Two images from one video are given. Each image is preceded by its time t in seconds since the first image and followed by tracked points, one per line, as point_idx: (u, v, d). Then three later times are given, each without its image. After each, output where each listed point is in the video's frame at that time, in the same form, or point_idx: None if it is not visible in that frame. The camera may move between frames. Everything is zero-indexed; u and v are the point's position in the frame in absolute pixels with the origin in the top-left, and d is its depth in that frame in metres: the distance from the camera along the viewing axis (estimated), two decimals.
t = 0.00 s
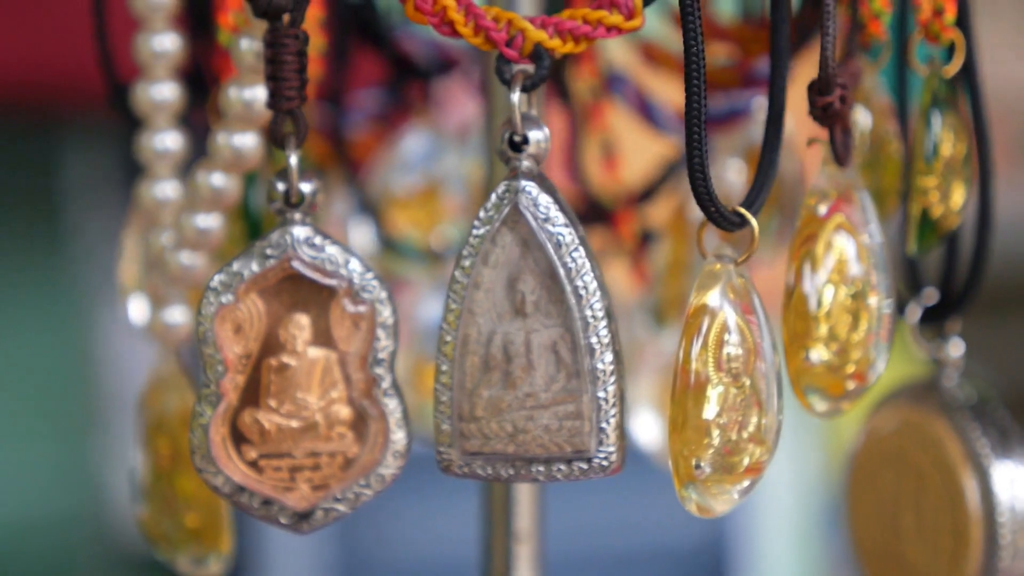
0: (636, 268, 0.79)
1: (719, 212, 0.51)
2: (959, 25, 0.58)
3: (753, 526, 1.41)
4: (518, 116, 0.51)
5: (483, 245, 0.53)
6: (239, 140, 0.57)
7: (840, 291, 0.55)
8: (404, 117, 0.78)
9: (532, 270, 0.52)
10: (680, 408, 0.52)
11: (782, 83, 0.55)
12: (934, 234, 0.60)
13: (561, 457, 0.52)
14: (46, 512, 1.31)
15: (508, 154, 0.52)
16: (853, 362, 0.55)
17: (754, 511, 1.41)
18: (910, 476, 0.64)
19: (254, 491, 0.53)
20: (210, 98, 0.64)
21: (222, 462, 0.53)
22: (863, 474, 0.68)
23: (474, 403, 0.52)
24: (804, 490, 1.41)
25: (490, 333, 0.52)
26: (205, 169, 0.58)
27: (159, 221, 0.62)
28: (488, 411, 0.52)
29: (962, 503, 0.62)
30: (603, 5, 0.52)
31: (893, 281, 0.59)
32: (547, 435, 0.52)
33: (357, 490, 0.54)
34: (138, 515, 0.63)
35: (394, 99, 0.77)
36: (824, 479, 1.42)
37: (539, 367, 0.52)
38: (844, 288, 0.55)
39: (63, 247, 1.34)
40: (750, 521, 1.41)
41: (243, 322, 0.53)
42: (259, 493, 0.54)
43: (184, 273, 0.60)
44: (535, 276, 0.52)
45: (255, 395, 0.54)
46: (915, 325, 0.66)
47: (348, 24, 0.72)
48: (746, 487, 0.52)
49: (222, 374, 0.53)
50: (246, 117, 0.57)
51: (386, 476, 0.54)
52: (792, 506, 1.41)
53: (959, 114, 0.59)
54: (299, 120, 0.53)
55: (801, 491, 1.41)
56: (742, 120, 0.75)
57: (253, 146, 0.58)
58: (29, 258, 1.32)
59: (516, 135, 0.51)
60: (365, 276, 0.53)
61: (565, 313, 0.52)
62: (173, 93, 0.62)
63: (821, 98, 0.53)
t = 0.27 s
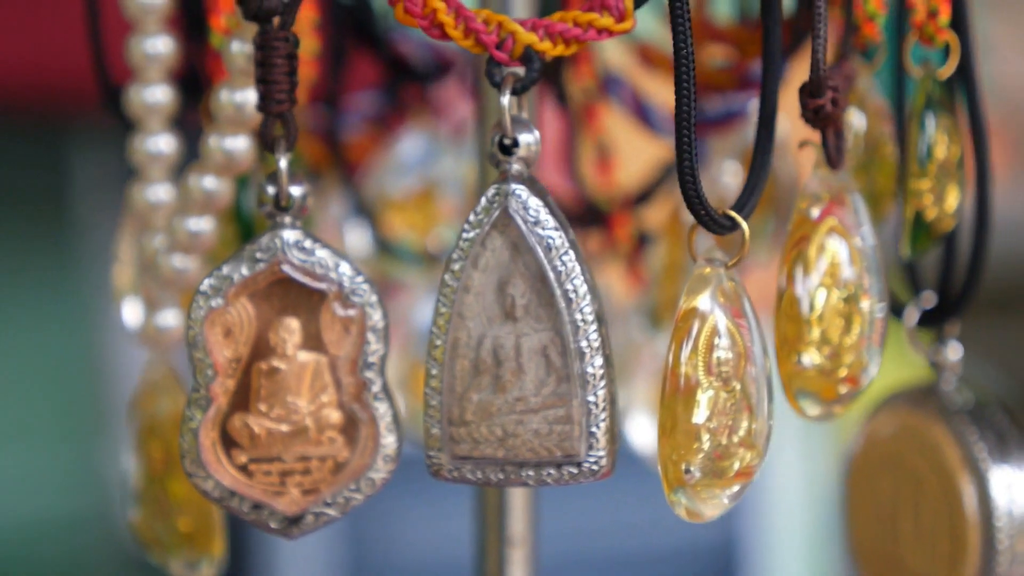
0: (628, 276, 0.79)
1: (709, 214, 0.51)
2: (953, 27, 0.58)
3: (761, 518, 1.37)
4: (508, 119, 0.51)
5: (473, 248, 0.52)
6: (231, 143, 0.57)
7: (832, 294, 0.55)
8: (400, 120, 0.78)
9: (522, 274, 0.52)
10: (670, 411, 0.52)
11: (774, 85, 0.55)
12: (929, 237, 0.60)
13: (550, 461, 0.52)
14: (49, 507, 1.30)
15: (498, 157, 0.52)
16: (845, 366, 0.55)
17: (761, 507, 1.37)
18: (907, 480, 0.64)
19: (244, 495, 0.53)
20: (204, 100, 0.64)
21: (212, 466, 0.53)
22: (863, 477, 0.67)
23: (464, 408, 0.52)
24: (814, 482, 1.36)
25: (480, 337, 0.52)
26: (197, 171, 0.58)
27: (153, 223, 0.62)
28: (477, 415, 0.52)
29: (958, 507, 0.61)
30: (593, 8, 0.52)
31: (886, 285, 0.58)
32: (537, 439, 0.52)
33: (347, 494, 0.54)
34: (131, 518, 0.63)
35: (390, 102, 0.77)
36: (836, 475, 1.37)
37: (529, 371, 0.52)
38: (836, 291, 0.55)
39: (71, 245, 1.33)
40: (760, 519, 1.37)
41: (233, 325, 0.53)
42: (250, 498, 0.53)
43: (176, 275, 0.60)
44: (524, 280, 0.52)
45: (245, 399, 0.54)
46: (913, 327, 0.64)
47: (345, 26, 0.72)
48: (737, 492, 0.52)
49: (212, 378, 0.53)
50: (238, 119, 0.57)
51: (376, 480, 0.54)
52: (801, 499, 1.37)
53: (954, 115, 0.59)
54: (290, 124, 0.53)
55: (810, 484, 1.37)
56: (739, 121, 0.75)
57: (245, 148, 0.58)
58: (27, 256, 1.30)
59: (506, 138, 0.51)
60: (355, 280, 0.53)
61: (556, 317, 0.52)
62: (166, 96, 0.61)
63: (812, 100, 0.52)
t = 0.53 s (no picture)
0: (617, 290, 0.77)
1: (690, 221, 0.51)
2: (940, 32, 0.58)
3: (770, 503, 1.35)
4: (489, 125, 0.51)
5: (455, 254, 0.52)
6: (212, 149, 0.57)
7: (817, 300, 0.55)
8: (390, 124, 0.78)
9: (504, 281, 0.52)
10: (650, 418, 0.52)
11: (758, 91, 0.54)
12: (916, 243, 0.59)
13: (532, 469, 0.51)
14: (48, 510, 1.28)
15: (479, 163, 0.52)
16: (831, 372, 0.54)
17: (773, 488, 1.34)
18: (895, 488, 0.63)
19: (225, 503, 0.53)
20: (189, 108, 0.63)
21: (192, 474, 0.53)
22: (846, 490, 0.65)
23: (446, 415, 0.52)
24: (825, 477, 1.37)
25: (461, 344, 0.52)
26: (179, 178, 0.58)
27: (136, 230, 0.62)
28: (459, 423, 0.52)
29: (949, 514, 0.61)
30: (576, 13, 0.52)
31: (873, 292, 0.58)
32: (519, 447, 0.51)
33: (327, 503, 0.53)
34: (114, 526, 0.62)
35: (381, 106, 0.77)
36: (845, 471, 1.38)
37: (510, 379, 0.52)
38: (821, 298, 0.55)
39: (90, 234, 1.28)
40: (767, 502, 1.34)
41: (213, 333, 0.53)
42: (230, 507, 0.53)
43: (160, 281, 0.59)
44: (506, 287, 0.52)
45: (225, 407, 0.53)
46: (904, 334, 0.63)
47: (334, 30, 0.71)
48: (718, 500, 0.52)
49: (192, 386, 0.53)
50: (220, 126, 0.56)
51: (357, 488, 0.53)
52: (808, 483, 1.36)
53: (941, 120, 0.59)
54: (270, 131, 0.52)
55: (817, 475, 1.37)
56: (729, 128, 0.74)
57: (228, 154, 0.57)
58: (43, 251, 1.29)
59: (488, 145, 0.51)
60: (336, 287, 0.53)
61: (537, 324, 0.51)
62: (149, 101, 0.61)
63: (795, 105, 0.52)
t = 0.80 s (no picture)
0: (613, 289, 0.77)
1: (674, 225, 0.50)
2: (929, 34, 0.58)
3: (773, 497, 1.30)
4: (471, 128, 0.51)
5: (437, 258, 0.52)
6: (195, 152, 0.57)
7: (804, 304, 0.54)
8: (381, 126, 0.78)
9: (486, 284, 0.51)
10: (634, 424, 0.51)
11: (743, 94, 0.54)
12: (904, 246, 0.58)
13: (514, 474, 0.51)
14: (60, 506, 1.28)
15: (462, 167, 0.51)
16: (817, 376, 0.54)
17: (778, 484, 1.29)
18: (884, 491, 0.63)
19: (206, 508, 0.53)
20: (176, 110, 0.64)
21: (173, 479, 0.53)
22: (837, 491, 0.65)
23: (428, 420, 0.52)
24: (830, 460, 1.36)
25: (444, 348, 0.52)
26: (164, 182, 0.58)
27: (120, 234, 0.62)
28: (441, 427, 0.52)
29: (939, 519, 0.60)
30: (560, 16, 0.51)
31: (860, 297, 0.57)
32: (501, 452, 0.51)
33: (309, 508, 0.53)
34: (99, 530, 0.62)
35: (373, 109, 0.77)
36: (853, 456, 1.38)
37: (493, 384, 0.51)
38: (808, 301, 0.55)
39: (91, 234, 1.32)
40: (774, 501, 1.30)
41: (195, 337, 0.53)
42: (212, 512, 0.53)
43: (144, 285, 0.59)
44: (489, 291, 0.51)
45: (207, 411, 0.53)
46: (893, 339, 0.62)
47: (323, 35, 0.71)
48: (702, 505, 0.52)
49: (172, 390, 0.53)
50: (202, 128, 0.57)
51: (339, 493, 0.53)
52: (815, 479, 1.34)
53: (930, 123, 0.58)
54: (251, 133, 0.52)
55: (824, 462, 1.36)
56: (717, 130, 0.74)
57: (211, 157, 0.57)
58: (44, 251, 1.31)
59: (470, 148, 0.51)
60: (317, 291, 0.53)
61: (520, 328, 0.51)
62: (135, 104, 0.61)
63: (780, 109, 0.52)
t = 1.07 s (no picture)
0: (603, 293, 0.75)
1: (650, 225, 0.49)
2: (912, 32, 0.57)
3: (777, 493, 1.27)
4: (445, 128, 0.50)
5: (412, 259, 0.51)
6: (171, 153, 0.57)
7: (783, 304, 0.54)
8: (367, 128, 0.78)
9: (461, 285, 0.51)
10: (609, 425, 0.51)
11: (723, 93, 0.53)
12: (886, 246, 0.58)
13: (489, 476, 0.50)
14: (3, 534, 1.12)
15: (436, 167, 0.51)
16: (797, 377, 0.53)
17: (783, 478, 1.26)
18: (867, 492, 0.63)
19: (180, 511, 0.53)
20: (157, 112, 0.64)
21: (147, 482, 0.53)
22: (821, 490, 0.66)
23: (402, 422, 0.51)
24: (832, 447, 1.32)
25: (419, 350, 0.51)
26: (139, 183, 0.58)
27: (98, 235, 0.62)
28: (416, 429, 0.51)
29: (920, 521, 0.60)
30: (535, 16, 0.51)
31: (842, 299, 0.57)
32: (477, 454, 0.50)
33: (283, 510, 0.53)
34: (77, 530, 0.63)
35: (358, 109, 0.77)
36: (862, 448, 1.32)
37: (468, 385, 0.51)
38: (788, 302, 0.54)
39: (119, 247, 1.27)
40: (781, 501, 1.27)
41: (169, 338, 0.53)
42: (186, 515, 0.53)
43: (120, 286, 0.59)
44: (464, 292, 0.51)
45: (181, 414, 0.53)
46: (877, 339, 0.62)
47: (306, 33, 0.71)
48: (679, 507, 0.51)
49: (146, 392, 0.53)
50: (177, 128, 0.57)
51: (314, 496, 0.53)
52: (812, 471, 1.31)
53: (912, 122, 0.58)
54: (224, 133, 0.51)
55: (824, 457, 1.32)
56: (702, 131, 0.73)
57: (187, 158, 0.58)
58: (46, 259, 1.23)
59: (445, 148, 0.50)
60: (291, 292, 0.52)
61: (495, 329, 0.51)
62: (113, 105, 0.61)
63: (758, 108, 0.51)
